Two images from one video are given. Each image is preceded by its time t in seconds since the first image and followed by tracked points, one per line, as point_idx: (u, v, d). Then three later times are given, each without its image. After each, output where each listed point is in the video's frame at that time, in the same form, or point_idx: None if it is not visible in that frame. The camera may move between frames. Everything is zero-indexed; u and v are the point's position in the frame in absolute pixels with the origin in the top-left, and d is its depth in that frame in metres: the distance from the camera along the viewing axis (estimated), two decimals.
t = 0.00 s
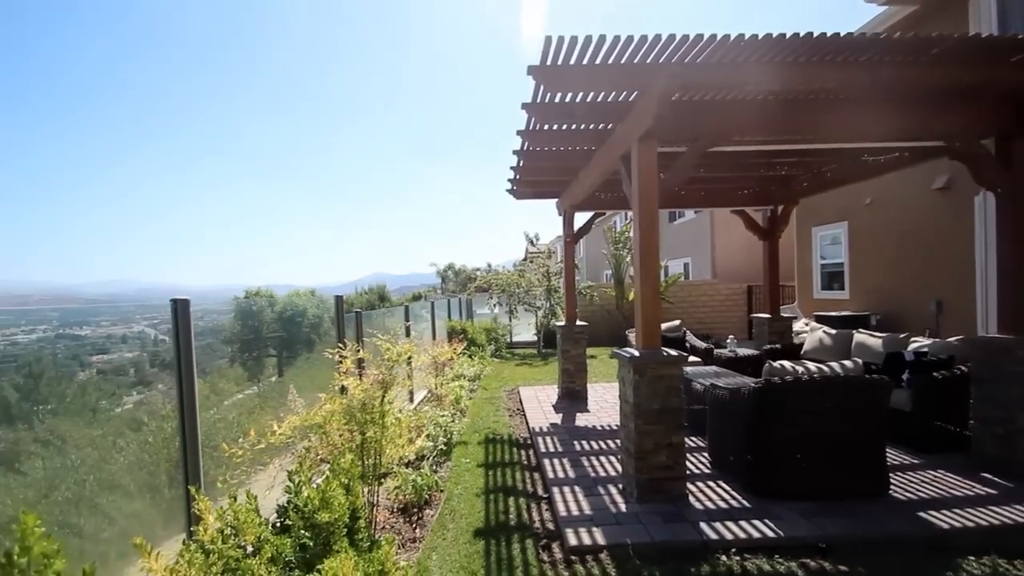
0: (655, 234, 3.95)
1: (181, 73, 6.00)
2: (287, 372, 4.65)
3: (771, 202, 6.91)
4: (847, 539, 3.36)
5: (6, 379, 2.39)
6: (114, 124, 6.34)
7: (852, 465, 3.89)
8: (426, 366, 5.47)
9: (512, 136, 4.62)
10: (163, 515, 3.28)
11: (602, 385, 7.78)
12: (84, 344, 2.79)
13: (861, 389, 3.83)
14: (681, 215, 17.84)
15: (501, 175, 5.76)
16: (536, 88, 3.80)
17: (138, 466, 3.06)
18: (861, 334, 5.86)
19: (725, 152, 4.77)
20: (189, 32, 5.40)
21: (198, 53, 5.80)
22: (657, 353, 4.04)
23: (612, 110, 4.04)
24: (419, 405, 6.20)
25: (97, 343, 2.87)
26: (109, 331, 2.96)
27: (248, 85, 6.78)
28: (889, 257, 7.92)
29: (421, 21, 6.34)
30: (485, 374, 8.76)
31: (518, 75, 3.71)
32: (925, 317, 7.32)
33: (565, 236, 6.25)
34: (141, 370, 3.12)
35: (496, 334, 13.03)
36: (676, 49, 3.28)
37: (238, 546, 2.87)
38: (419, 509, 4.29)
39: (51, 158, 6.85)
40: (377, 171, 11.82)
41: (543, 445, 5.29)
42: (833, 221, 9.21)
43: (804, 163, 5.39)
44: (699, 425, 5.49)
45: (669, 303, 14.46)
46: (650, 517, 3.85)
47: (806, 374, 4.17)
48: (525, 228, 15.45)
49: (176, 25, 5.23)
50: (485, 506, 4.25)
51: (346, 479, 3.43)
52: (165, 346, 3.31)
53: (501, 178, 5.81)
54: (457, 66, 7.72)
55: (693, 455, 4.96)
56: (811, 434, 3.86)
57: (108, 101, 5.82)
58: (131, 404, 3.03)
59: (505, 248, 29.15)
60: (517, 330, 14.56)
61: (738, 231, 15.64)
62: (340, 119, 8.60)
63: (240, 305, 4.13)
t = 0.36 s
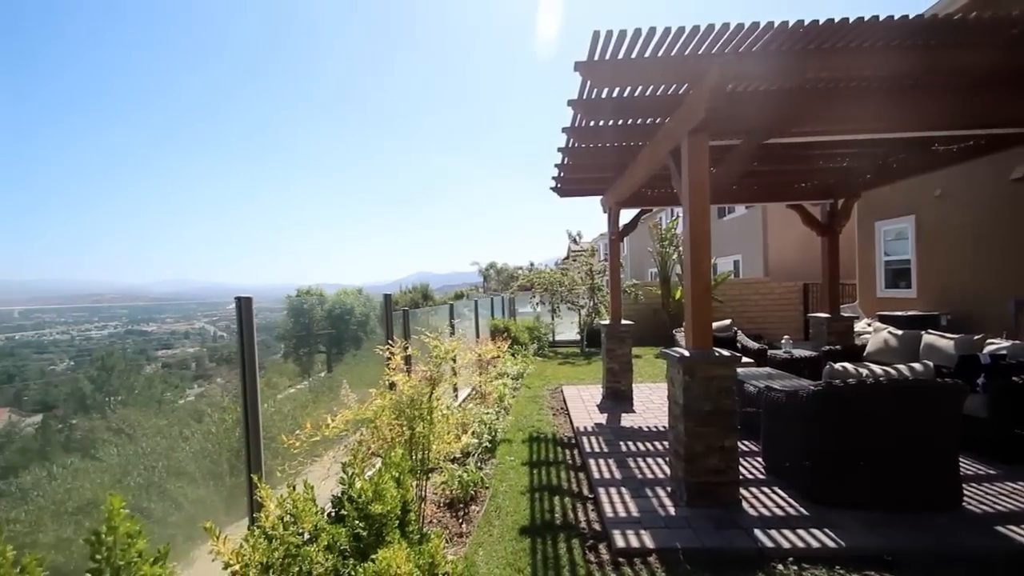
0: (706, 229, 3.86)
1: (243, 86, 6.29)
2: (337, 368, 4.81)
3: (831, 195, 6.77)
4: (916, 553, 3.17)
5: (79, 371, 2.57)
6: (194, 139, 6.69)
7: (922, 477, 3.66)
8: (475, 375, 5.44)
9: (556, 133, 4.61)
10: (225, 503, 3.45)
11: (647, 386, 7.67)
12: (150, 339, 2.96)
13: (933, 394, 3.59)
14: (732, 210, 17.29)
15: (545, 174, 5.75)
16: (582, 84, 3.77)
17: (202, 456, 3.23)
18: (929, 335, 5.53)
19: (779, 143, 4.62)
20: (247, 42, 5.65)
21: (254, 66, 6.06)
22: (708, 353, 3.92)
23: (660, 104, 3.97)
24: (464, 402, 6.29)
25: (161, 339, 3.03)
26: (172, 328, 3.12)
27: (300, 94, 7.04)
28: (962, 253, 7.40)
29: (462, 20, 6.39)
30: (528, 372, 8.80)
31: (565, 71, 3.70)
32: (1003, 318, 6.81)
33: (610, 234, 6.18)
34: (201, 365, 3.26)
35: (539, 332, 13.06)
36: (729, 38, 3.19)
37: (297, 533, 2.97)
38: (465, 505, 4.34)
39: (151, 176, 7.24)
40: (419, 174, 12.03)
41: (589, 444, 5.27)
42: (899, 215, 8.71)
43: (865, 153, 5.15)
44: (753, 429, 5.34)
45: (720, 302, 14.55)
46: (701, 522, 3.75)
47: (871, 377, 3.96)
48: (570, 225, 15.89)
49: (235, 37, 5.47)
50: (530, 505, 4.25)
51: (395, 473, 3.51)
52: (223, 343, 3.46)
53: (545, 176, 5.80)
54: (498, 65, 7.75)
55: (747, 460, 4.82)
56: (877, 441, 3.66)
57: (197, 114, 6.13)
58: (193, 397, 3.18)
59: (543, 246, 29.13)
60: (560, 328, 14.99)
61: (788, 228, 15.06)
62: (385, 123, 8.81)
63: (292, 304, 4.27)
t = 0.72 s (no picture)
0: (764, 224, 3.75)
1: (299, 92, 6.54)
2: (385, 365, 4.94)
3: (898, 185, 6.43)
4: (999, 570, 2.96)
5: (149, 365, 2.70)
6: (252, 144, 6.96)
7: (1009, 487, 3.41)
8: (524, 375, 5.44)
9: (607, 128, 4.63)
10: (285, 491, 3.61)
11: (697, 386, 7.52)
12: (212, 335, 3.10)
13: (1020, 401, 3.33)
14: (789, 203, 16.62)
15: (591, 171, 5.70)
16: (635, 76, 3.74)
17: (263, 446, 3.39)
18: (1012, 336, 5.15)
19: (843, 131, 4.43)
20: (301, 47, 5.86)
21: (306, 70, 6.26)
22: (766, 353, 3.78)
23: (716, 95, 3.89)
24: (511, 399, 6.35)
25: (223, 335, 3.17)
26: (233, 324, 3.26)
27: (349, 99, 7.27)
28: None
29: (505, 17, 6.41)
30: (574, 371, 8.81)
31: (616, 65, 3.69)
32: None
33: (658, 231, 6.16)
34: (259, 359, 3.40)
35: (584, 331, 12.98)
36: (791, 25, 3.07)
37: (354, 522, 3.05)
38: (512, 502, 4.35)
39: (211, 178, 7.34)
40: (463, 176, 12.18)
41: (637, 445, 5.23)
42: (975, 207, 8.12)
43: (938, 139, 4.85)
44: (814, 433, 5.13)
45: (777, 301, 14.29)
46: (758, 528, 3.62)
47: (948, 379, 3.72)
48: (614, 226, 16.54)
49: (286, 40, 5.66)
50: (578, 504, 4.22)
51: (445, 467, 3.58)
52: (277, 338, 3.58)
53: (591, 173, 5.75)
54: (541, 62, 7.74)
55: (807, 465, 4.64)
56: (957, 447, 3.42)
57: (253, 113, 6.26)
58: (251, 389, 3.32)
59: (585, 245, 28.93)
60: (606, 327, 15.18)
61: (845, 223, 14.34)
62: (430, 126, 8.97)
63: (343, 301, 4.39)
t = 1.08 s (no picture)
0: (821, 219, 3.62)
1: (345, 96, 6.74)
2: (428, 363, 5.03)
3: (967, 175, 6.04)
4: None
5: (207, 361, 2.81)
6: (300, 151, 7.22)
7: None
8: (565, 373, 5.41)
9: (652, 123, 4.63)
10: (336, 483, 3.74)
11: (746, 389, 7.35)
12: (264, 332, 3.22)
13: None
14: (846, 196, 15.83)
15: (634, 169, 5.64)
16: (681, 70, 3.69)
17: (314, 439, 3.51)
18: None
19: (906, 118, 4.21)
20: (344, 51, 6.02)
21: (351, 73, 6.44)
22: (824, 353, 3.62)
23: (768, 85, 3.78)
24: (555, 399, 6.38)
25: (273, 332, 3.30)
26: (282, 323, 3.41)
27: (393, 102, 7.44)
28: None
29: (543, 15, 6.38)
30: (617, 371, 8.78)
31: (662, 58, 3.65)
32: None
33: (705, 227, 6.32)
34: (307, 356, 3.51)
35: (626, 330, 12.84)
36: (852, 10, 2.93)
37: (403, 516, 3.09)
38: (556, 501, 4.33)
39: (270, 187, 7.71)
40: (503, 178, 12.24)
41: (683, 448, 5.17)
42: None
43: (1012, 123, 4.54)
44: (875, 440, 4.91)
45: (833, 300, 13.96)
46: (814, 537, 3.47)
47: None
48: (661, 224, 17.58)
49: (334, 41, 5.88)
50: (623, 506, 4.16)
51: (490, 464, 3.61)
52: (324, 336, 3.68)
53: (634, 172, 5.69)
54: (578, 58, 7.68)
55: (868, 473, 4.44)
56: None
57: (295, 112, 6.20)
58: (300, 385, 3.43)
59: (624, 244, 28.58)
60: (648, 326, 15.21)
61: (905, 218, 13.52)
62: (469, 126, 9.07)
63: (386, 300, 4.51)
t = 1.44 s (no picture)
0: (877, 208, 3.45)
1: (384, 97, 6.86)
2: (463, 358, 5.06)
3: None
4: None
5: (253, 356, 2.89)
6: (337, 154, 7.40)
7: None
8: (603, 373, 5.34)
9: (693, 113, 4.53)
10: (378, 475, 3.82)
11: (792, 388, 7.14)
12: (306, 329, 3.32)
13: None
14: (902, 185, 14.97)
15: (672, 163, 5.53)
16: (725, 57, 3.58)
17: (355, 432, 3.59)
18: None
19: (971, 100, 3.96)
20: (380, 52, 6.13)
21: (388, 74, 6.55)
22: (880, 349, 3.44)
23: (820, 69, 3.62)
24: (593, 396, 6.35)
25: (315, 329, 3.41)
26: (323, 320, 3.53)
27: (429, 102, 7.51)
28: None
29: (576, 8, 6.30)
30: (656, 369, 8.67)
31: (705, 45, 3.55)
32: None
33: (751, 220, 6.22)
34: (347, 352, 3.57)
35: (666, 326, 12.66)
36: None
37: (443, 508, 3.12)
38: (595, 499, 4.29)
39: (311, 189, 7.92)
40: (537, 175, 12.21)
41: (727, 447, 5.05)
42: None
43: None
44: (936, 441, 4.68)
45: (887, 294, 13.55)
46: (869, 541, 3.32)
47: None
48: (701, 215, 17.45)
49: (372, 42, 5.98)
50: (664, 505, 4.07)
51: (529, 459, 3.62)
52: (364, 331, 3.75)
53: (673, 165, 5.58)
54: (612, 51, 7.56)
55: (927, 476, 4.22)
56: None
57: (327, 110, 6.23)
58: (341, 380, 3.49)
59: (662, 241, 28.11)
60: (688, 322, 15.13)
61: (967, 209, 12.69)
62: (502, 123, 9.07)
63: (422, 297, 4.56)
